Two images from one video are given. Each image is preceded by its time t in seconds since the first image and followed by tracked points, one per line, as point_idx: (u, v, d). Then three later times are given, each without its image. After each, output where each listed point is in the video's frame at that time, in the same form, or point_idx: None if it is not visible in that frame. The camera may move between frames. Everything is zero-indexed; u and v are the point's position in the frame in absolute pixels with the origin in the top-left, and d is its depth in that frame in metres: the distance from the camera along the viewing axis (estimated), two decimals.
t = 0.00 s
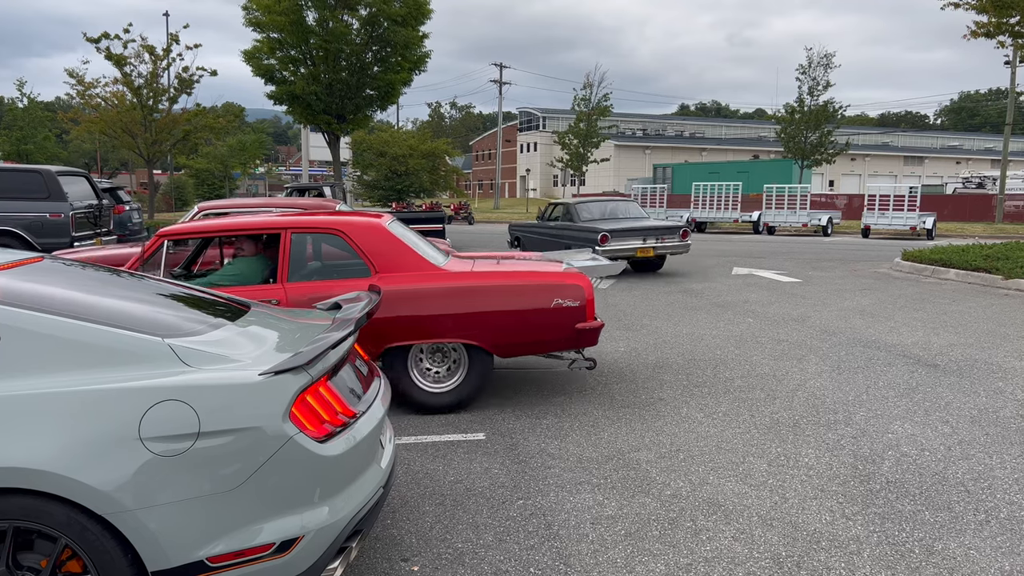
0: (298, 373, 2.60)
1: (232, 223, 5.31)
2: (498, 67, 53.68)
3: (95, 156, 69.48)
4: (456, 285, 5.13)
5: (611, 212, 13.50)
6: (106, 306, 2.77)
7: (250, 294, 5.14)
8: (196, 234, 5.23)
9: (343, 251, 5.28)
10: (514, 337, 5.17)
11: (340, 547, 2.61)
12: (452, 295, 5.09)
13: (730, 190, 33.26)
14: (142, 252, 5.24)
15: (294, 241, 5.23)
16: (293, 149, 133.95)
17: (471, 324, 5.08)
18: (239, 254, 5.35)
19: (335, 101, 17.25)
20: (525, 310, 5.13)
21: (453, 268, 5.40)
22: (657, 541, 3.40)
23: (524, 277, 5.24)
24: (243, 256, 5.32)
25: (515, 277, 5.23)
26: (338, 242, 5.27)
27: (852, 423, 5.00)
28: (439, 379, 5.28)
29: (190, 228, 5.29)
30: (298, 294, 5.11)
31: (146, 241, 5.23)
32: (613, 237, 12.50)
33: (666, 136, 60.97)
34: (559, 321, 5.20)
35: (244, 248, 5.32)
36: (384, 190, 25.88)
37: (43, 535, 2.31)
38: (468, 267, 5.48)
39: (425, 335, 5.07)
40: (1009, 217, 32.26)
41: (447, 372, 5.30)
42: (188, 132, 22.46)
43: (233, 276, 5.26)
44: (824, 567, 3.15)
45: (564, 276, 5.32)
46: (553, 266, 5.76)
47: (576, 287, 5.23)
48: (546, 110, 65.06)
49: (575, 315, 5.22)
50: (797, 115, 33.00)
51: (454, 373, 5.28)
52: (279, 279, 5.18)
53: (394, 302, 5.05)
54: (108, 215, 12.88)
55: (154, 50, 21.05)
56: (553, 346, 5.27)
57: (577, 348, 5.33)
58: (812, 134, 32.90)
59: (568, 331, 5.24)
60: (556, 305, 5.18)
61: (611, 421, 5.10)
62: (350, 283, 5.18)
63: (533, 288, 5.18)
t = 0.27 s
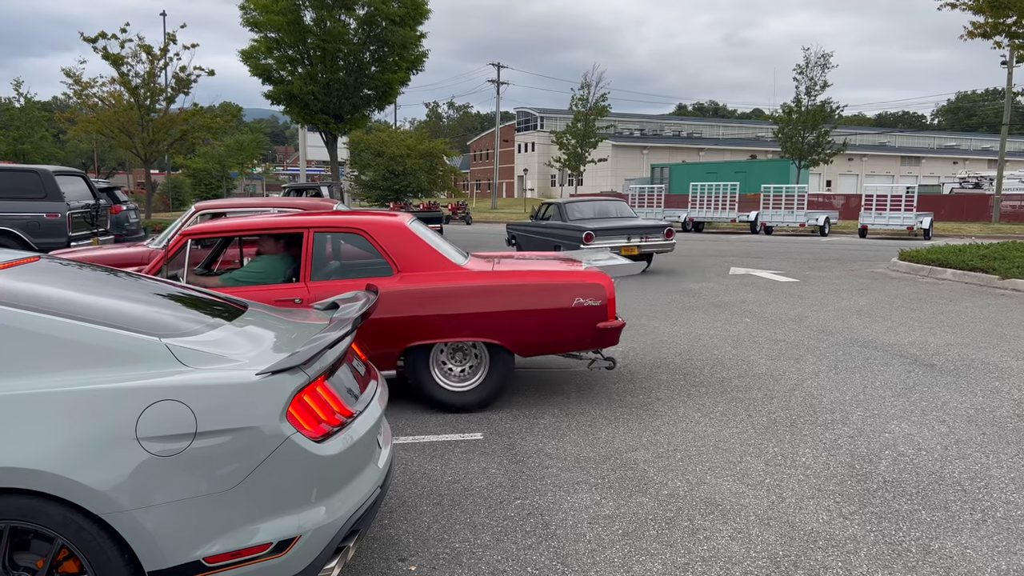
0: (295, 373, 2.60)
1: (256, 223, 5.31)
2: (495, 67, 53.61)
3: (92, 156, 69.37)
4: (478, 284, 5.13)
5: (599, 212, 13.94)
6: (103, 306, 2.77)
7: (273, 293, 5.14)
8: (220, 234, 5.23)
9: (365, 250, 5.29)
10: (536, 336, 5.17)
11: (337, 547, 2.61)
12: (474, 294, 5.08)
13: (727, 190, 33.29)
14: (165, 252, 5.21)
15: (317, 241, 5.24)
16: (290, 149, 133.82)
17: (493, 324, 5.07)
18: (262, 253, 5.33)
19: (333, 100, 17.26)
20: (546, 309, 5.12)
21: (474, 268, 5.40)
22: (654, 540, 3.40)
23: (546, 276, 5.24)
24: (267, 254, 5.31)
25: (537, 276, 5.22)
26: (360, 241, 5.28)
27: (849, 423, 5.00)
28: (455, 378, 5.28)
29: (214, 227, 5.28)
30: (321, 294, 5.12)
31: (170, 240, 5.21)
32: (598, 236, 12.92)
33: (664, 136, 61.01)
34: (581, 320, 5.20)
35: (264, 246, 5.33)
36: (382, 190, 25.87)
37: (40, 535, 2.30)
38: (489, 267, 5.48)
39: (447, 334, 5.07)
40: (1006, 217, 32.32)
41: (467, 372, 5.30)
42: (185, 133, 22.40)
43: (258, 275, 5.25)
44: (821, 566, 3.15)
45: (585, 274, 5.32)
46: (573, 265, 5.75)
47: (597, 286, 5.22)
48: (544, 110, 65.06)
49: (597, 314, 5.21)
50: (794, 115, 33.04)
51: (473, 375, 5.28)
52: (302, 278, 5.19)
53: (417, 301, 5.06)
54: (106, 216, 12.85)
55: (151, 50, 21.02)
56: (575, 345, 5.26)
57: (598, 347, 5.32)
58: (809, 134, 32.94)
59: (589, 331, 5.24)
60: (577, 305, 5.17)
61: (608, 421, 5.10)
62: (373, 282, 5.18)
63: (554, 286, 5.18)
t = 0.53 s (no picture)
0: (292, 372, 2.60)
1: (279, 223, 5.33)
2: (493, 67, 53.58)
3: (89, 156, 69.29)
4: (502, 283, 5.13)
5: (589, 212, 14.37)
6: (101, 306, 2.77)
7: (298, 293, 5.16)
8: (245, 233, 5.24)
9: (389, 249, 5.30)
10: (558, 336, 5.17)
11: (334, 546, 2.61)
12: (499, 293, 5.08)
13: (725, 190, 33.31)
14: (190, 251, 5.21)
15: (342, 240, 5.26)
16: (288, 148, 133.66)
17: (517, 323, 5.08)
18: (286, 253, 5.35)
19: (331, 100, 17.27)
20: (571, 308, 5.13)
21: (496, 267, 5.41)
22: (651, 539, 3.41)
23: (569, 276, 5.25)
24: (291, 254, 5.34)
25: (560, 276, 5.23)
26: (384, 241, 5.30)
27: (845, 423, 5.02)
28: (473, 376, 5.28)
29: (238, 227, 5.29)
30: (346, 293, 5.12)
31: (195, 239, 5.20)
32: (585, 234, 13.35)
33: (662, 136, 61.05)
34: (603, 319, 5.20)
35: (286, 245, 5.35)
36: (380, 190, 25.88)
37: (37, 534, 2.31)
38: (511, 267, 5.48)
39: (472, 333, 5.07)
40: (1004, 217, 32.37)
41: (486, 372, 5.31)
42: (183, 132, 22.34)
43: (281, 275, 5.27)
44: (817, 566, 3.16)
45: (607, 274, 5.33)
46: (593, 264, 5.76)
47: (620, 286, 5.23)
48: (542, 111, 65.06)
49: (620, 314, 5.21)
50: (792, 115, 33.07)
51: (492, 376, 5.28)
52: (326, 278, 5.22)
53: (442, 300, 5.06)
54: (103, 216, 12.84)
55: (149, 49, 20.99)
56: (597, 344, 5.26)
57: (621, 346, 5.32)
58: (807, 134, 32.98)
59: (612, 330, 5.24)
60: (600, 304, 5.17)
61: (606, 421, 5.11)
62: (397, 281, 5.19)
63: (577, 286, 5.19)
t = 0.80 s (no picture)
0: (291, 372, 2.61)
1: (304, 222, 5.33)
2: (493, 68, 53.54)
3: (89, 156, 69.27)
4: (526, 283, 5.15)
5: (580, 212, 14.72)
6: (99, 306, 2.78)
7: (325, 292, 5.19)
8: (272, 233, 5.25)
9: (413, 249, 5.32)
10: (582, 336, 5.18)
11: (333, 546, 2.62)
12: (523, 293, 5.10)
13: (724, 191, 33.31)
14: (216, 250, 5.17)
15: (368, 241, 5.29)
16: (288, 149, 133.67)
17: (541, 323, 5.09)
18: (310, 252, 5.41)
19: (330, 101, 17.28)
20: (595, 309, 5.15)
21: (519, 267, 5.42)
22: (650, 539, 3.42)
23: (592, 276, 5.26)
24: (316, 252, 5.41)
25: (584, 276, 5.25)
26: (408, 241, 5.32)
27: (844, 423, 5.02)
28: (491, 374, 5.28)
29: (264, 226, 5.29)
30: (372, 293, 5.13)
31: (221, 239, 5.17)
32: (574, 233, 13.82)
33: (661, 137, 61.10)
34: (627, 319, 5.22)
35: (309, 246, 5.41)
36: (380, 190, 25.88)
37: (37, 534, 2.31)
38: (534, 267, 5.50)
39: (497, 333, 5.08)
40: (1003, 218, 32.36)
41: (506, 373, 5.31)
42: (182, 133, 22.32)
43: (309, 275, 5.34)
44: (816, 565, 3.17)
45: (630, 274, 5.34)
46: (614, 263, 5.77)
47: (643, 286, 5.25)
48: (542, 111, 65.07)
49: (644, 314, 5.23)
50: (792, 116, 33.07)
51: (512, 378, 5.28)
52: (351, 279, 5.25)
53: (467, 300, 5.08)
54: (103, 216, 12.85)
55: (149, 50, 21.00)
56: (621, 345, 5.27)
57: (644, 346, 5.34)
58: (807, 135, 33.00)
59: (636, 330, 5.25)
60: (624, 304, 5.19)
61: (605, 421, 5.12)
62: (422, 281, 5.20)
63: (601, 286, 5.21)
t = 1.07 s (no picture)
0: (290, 372, 2.61)
1: (327, 222, 5.37)
2: (493, 68, 53.52)
3: (88, 156, 69.31)
4: (549, 283, 5.15)
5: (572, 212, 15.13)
6: (99, 306, 2.78)
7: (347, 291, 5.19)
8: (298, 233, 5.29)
9: (436, 249, 5.34)
10: (605, 335, 5.17)
11: (332, 545, 2.62)
12: (547, 292, 5.11)
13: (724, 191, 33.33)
14: (242, 250, 5.25)
15: (391, 240, 5.31)
16: (288, 149, 133.73)
17: (564, 323, 5.09)
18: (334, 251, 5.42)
19: (330, 101, 17.28)
20: (618, 308, 5.14)
21: (542, 267, 5.42)
22: (649, 539, 3.42)
23: (615, 276, 5.26)
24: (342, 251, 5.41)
25: (607, 275, 5.25)
26: (431, 241, 5.34)
27: (843, 423, 5.03)
28: (511, 372, 5.28)
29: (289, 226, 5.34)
30: (396, 292, 5.15)
31: (247, 239, 5.23)
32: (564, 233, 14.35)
33: (661, 137, 61.13)
34: (650, 319, 5.21)
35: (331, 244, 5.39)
36: (379, 191, 25.89)
37: (37, 533, 2.31)
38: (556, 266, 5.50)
39: (520, 333, 5.08)
40: (1003, 218, 32.35)
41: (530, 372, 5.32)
42: (182, 133, 22.32)
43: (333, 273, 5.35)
44: (815, 565, 3.17)
45: (653, 273, 5.33)
46: (636, 262, 5.76)
47: (666, 286, 5.24)
48: (542, 112, 65.08)
49: (667, 313, 5.22)
50: (791, 116, 33.07)
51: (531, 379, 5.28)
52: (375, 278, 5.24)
53: (490, 300, 5.08)
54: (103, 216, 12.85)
55: (148, 50, 21.01)
56: (644, 344, 5.27)
57: (666, 346, 5.33)
58: (806, 135, 33.00)
59: (658, 330, 5.24)
60: (647, 304, 5.18)
61: (605, 421, 5.12)
62: (445, 281, 5.21)
63: (624, 285, 5.20)
